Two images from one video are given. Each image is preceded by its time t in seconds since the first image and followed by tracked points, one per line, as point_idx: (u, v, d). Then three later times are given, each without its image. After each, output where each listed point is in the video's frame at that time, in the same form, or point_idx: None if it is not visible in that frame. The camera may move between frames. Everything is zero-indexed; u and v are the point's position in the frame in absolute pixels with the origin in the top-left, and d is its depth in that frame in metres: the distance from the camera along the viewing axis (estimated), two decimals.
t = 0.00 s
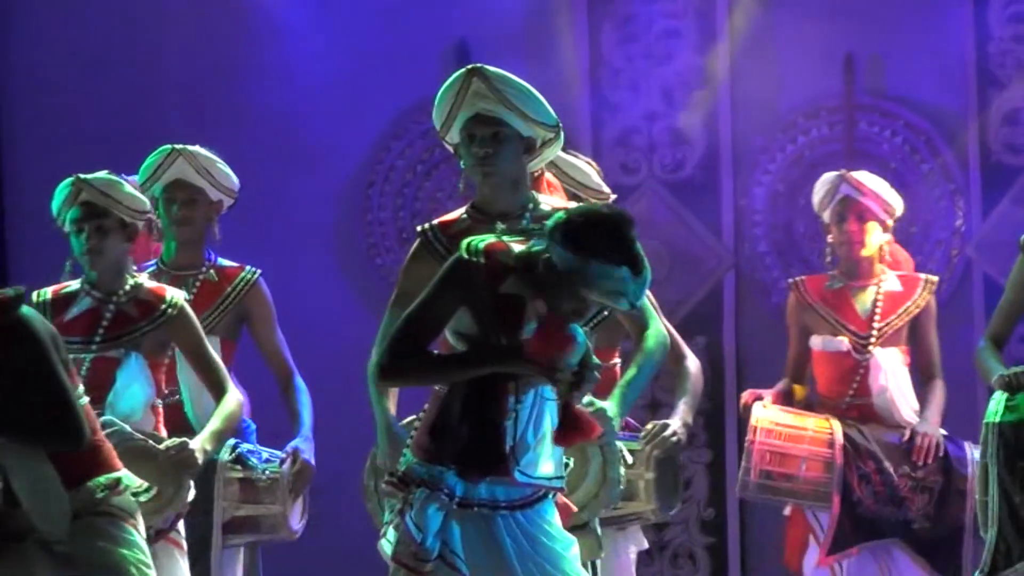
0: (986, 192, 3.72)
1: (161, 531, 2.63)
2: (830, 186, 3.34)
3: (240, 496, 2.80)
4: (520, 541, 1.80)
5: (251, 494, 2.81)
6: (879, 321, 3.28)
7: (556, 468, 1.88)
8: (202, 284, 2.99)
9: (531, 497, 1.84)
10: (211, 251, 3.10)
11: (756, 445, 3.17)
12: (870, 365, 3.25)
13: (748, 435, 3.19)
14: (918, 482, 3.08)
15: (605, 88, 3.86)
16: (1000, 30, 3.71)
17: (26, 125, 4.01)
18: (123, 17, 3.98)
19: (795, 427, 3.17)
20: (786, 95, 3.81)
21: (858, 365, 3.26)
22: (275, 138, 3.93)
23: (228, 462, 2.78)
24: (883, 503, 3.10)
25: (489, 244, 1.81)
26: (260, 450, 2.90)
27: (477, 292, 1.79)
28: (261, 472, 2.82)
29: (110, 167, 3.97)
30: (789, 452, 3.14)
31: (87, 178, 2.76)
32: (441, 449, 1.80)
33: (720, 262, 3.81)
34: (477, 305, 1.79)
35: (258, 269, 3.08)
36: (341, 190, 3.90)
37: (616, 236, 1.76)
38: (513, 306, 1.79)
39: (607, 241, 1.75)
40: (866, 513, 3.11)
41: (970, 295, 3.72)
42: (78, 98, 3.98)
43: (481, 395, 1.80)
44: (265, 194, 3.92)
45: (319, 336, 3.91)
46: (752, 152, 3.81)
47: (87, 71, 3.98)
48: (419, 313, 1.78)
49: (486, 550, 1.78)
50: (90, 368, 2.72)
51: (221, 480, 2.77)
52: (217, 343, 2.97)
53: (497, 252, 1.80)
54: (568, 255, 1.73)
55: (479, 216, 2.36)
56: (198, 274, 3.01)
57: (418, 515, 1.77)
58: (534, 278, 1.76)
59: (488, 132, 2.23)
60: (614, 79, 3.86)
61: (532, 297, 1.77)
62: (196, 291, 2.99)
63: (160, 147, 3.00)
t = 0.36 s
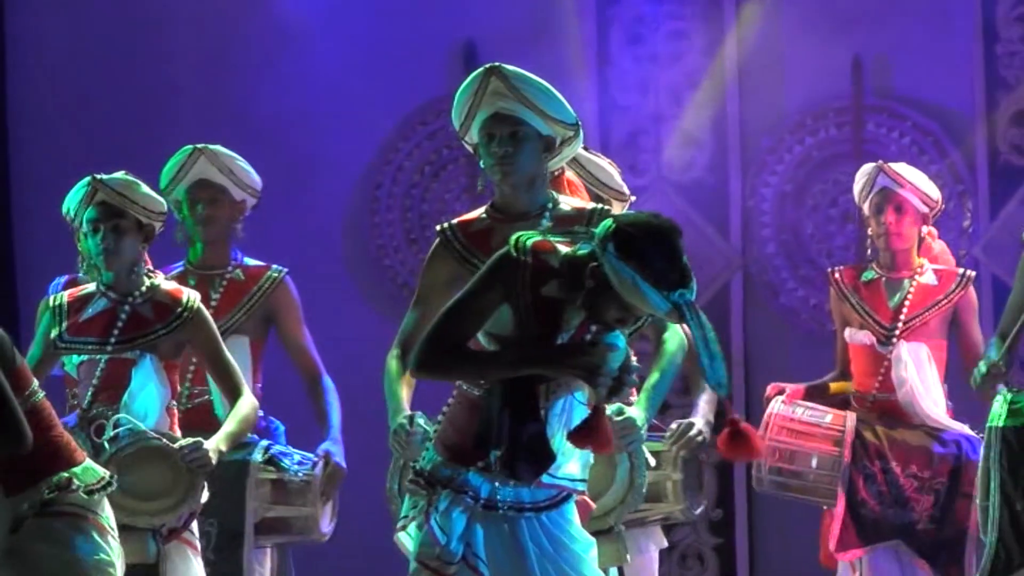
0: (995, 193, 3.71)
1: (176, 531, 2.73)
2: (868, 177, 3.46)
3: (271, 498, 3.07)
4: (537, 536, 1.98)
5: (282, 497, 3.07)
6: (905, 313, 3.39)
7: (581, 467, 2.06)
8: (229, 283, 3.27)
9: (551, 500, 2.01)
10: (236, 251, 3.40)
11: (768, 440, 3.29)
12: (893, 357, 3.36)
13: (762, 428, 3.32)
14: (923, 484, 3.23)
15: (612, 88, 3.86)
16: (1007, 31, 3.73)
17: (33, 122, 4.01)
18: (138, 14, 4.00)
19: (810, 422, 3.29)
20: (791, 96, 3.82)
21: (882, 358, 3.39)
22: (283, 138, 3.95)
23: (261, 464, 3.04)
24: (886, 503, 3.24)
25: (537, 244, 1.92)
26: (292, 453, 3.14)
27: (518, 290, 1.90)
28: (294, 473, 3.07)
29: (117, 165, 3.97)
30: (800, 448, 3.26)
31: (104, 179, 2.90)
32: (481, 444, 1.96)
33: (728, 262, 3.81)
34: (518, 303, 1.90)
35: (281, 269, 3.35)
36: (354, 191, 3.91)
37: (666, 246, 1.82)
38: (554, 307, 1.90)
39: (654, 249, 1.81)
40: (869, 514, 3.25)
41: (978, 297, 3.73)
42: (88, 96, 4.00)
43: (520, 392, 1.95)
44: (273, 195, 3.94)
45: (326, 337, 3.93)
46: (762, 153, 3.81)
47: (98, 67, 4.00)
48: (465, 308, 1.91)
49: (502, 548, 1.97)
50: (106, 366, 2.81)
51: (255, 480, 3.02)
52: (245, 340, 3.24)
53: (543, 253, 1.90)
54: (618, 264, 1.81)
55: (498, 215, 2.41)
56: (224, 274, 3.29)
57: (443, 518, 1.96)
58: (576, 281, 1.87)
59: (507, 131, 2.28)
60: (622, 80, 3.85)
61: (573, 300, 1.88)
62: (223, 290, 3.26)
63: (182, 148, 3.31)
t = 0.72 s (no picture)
0: (1006, 190, 4.26)
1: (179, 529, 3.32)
2: (870, 174, 3.77)
3: (296, 494, 3.61)
4: (564, 534, 2.29)
5: (307, 493, 3.62)
6: (911, 312, 3.70)
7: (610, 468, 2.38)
8: (259, 280, 3.79)
9: (578, 498, 2.33)
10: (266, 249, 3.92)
11: (773, 448, 3.67)
12: (899, 355, 3.67)
13: (767, 434, 3.69)
14: (931, 469, 3.50)
15: (627, 88, 4.47)
16: (1019, 31, 4.26)
17: (91, 134, 4.63)
18: (174, 38, 4.63)
19: (812, 424, 3.64)
20: (803, 97, 4.40)
21: (890, 356, 3.70)
22: (314, 145, 4.61)
23: (285, 461, 3.60)
24: (896, 493, 3.53)
25: (573, 240, 2.20)
26: (320, 452, 3.68)
27: (555, 289, 2.20)
28: (317, 471, 3.61)
29: (169, 171, 4.61)
30: (805, 449, 3.62)
31: (93, 181, 3.51)
32: (512, 444, 2.27)
33: (741, 259, 4.38)
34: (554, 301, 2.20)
35: (311, 269, 3.86)
36: (362, 192, 4.59)
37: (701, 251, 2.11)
38: (586, 304, 2.20)
39: (691, 252, 2.09)
40: (882, 505, 3.54)
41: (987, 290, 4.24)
42: (137, 110, 4.63)
43: (551, 388, 2.25)
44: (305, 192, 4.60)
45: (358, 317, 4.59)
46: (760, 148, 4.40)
47: (146, 87, 4.63)
48: (505, 302, 2.21)
49: (530, 553, 2.27)
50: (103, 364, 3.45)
51: (280, 475, 3.58)
52: (271, 337, 3.76)
53: (580, 251, 2.19)
54: (656, 270, 2.08)
55: (509, 212, 2.88)
56: (255, 271, 3.81)
57: (472, 519, 2.27)
58: (609, 284, 2.15)
59: (519, 129, 2.71)
60: (634, 78, 4.45)
61: (606, 301, 2.18)
62: (253, 286, 3.78)
63: (222, 145, 3.86)
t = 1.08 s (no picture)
0: None
1: (205, 524, 3.41)
2: (906, 165, 3.90)
3: (313, 485, 3.66)
4: (586, 530, 2.45)
5: (324, 484, 3.67)
6: (943, 305, 3.81)
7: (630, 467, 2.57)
8: (276, 276, 3.72)
9: (597, 496, 2.50)
10: (282, 243, 3.82)
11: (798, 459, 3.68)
12: (929, 348, 3.79)
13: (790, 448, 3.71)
14: (956, 472, 3.65)
15: (649, 84, 4.73)
16: None
17: (122, 129, 4.85)
18: (216, 38, 4.88)
19: (835, 433, 3.69)
20: (825, 92, 4.69)
21: (920, 349, 3.81)
22: (343, 142, 4.88)
23: (303, 452, 3.62)
24: (922, 496, 3.66)
25: (611, 250, 2.33)
26: (338, 442, 3.72)
27: (590, 297, 2.32)
28: (334, 462, 3.66)
29: (199, 166, 4.86)
30: (829, 460, 3.68)
31: (113, 179, 3.54)
32: (537, 444, 2.42)
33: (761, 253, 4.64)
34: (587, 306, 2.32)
35: (327, 262, 3.79)
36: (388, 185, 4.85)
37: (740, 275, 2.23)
38: (618, 314, 2.32)
39: (731, 275, 2.21)
40: (906, 512, 3.67)
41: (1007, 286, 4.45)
42: (167, 107, 4.86)
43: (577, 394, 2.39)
44: (336, 186, 4.87)
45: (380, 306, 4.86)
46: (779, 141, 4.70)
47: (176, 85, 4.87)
48: (540, 305, 2.34)
49: (550, 544, 2.42)
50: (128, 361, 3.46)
51: (296, 468, 3.60)
52: (289, 332, 3.70)
53: (616, 261, 2.32)
54: (697, 291, 2.20)
55: (531, 209, 2.99)
56: (271, 266, 3.73)
57: (494, 514, 2.42)
58: (643, 297, 2.27)
59: (542, 125, 2.84)
60: (655, 74, 4.72)
61: (639, 313, 2.30)
62: (270, 283, 3.71)
63: (235, 140, 3.74)
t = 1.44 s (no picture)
0: None
1: (240, 526, 3.43)
2: (945, 163, 3.99)
3: (346, 485, 3.68)
4: (622, 530, 2.44)
5: (357, 484, 3.70)
6: (981, 304, 3.87)
7: (667, 468, 2.56)
8: (309, 276, 3.78)
9: (634, 495, 2.48)
10: (316, 243, 3.89)
11: (830, 458, 3.85)
12: (966, 345, 3.85)
13: (824, 447, 3.86)
14: (989, 473, 3.65)
15: (682, 84, 4.77)
16: None
17: (160, 132, 4.95)
18: (255, 40, 4.98)
19: (869, 432, 3.80)
20: (857, 92, 4.75)
21: (957, 347, 3.87)
22: (376, 143, 4.96)
23: (336, 452, 3.63)
24: (954, 498, 3.68)
25: (649, 250, 2.31)
26: (372, 443, 3.76)
27: (628, 297, 2.31)
28: (368, 463, 3.68)
29: (235, 169, 4.96)
30: (862, 458, 3.79)
31: (163, 175, 3.82)
32: (574, 446, 2.42)
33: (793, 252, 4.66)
34: (625, 306, 2.31)
35: (361, 262, 3.85)
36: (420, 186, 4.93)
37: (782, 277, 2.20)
38: (656, 315, 2.30)
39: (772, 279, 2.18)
40: (942, 512, 3.69)
41: None
42: (203, 110, 4.96)
43: (613, 395, 2.38)
44: (369, 187, 4.94)
45: (414, 306, 4.91)
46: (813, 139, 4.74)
47: (212, 88, 4.96)
48: (577, 305, 2.32)
49: (585, 543, 2.42)
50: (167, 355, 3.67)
51: (329, 467, 3.60)
52: (323, 331, 3.74)
53: (654, 261, 2.31)
54: (738, 289, 2.17)
55: (563, 209, 3.12)
56: (304, 267, 3.80)
57: (530, 515, 2.42)
58: (682, 298, 2.26)
59: (574, 126, 2.93)
60: (687, 74, 4.75)
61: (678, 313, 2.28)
62: (304, 283, 3.77)
63: (269, 140, 3.82)
